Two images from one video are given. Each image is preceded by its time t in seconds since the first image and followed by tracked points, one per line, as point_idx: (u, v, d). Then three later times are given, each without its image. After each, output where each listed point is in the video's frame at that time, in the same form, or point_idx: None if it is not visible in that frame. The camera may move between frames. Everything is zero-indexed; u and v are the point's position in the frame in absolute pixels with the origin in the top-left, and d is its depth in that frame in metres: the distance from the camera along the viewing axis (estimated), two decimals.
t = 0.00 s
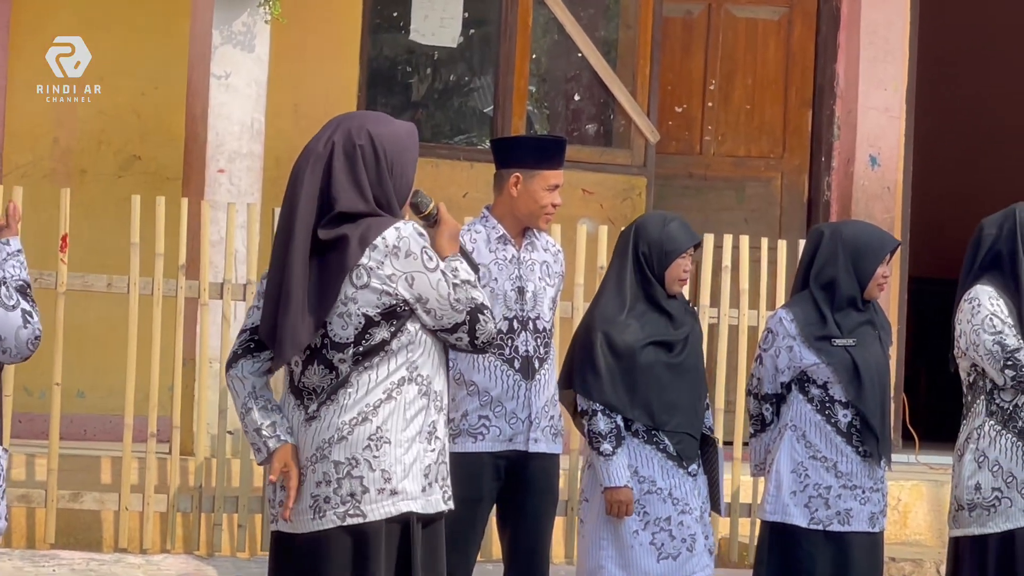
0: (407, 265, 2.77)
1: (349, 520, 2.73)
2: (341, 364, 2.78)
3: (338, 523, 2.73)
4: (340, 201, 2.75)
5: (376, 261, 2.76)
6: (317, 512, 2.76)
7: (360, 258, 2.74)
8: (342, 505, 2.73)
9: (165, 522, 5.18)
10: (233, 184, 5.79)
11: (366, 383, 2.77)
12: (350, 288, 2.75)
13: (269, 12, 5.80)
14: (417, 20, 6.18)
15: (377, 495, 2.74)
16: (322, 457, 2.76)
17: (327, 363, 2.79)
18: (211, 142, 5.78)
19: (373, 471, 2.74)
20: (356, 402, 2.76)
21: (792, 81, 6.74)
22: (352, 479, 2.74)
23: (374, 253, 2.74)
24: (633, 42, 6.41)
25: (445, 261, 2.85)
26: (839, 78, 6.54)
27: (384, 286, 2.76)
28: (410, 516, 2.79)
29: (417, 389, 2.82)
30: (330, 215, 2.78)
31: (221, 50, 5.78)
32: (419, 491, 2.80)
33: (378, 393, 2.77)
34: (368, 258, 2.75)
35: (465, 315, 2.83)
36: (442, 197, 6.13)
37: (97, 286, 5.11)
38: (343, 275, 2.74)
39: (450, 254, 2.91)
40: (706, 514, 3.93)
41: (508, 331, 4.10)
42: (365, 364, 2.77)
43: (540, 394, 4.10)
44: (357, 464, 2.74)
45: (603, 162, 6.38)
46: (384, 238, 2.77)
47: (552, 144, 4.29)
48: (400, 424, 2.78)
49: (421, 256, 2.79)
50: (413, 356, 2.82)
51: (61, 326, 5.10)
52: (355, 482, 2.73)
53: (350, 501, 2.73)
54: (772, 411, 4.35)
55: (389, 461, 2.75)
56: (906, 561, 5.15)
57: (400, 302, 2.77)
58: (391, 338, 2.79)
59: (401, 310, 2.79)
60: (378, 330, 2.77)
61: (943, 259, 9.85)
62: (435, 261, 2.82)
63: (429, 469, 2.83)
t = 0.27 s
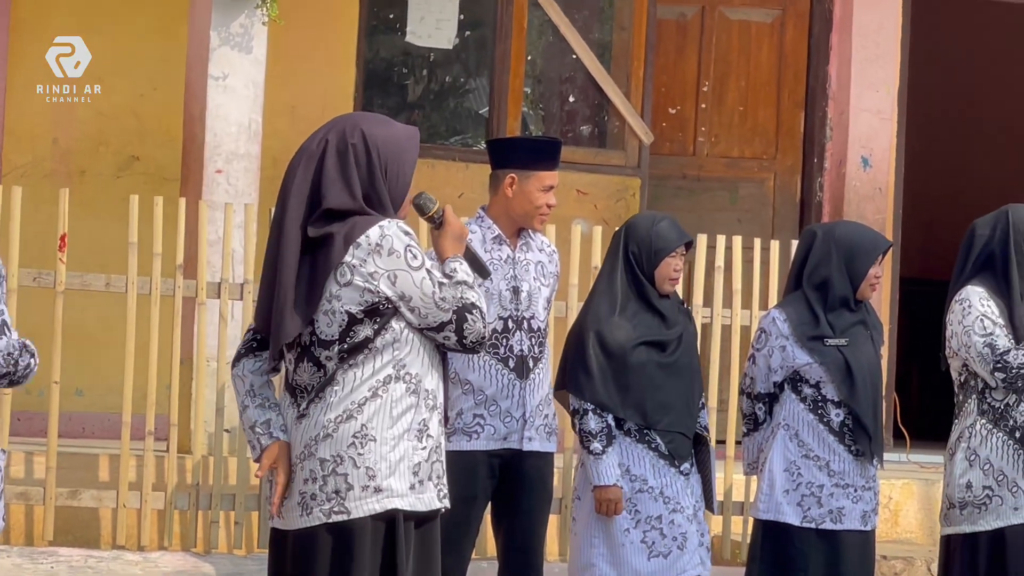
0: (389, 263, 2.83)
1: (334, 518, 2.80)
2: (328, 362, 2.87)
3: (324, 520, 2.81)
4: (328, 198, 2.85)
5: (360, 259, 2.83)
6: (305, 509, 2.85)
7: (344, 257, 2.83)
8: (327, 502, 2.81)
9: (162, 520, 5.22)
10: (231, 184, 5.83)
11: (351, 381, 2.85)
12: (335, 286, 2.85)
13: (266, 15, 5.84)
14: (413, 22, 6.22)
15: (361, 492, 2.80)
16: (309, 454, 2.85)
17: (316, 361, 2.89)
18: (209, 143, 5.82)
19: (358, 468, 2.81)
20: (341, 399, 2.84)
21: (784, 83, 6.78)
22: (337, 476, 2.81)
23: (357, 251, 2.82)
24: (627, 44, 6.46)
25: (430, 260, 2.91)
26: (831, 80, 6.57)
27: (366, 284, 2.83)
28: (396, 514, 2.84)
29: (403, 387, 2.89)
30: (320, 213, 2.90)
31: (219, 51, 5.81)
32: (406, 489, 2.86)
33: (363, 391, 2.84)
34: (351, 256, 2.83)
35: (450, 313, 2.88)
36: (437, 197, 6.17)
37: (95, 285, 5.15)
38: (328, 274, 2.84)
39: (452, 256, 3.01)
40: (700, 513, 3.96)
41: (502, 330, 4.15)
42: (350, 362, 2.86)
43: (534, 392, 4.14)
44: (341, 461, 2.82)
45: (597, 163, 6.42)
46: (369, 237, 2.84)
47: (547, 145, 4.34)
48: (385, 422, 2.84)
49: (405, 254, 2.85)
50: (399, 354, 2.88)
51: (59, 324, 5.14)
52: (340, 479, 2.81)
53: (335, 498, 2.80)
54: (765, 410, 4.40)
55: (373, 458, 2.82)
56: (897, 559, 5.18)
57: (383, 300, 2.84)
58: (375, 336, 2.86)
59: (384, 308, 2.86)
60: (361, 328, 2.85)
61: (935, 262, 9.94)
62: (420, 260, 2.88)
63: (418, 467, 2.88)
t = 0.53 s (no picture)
0: (385, 262, 3.01)
1: (334, 509, 3.00)
2: (329, 359, 3.08)
3: (325, 512, 3.01)
4: (330, 199, 3.04)
5: (359, 259, 3.02)
6: (308, 501, 3.06)
7: (343, 256, 3.02)
8: (328, 494, 3.01)
9: (173, 512, 5.39)
10: (239, 188, 5.80)
11: (351, 377, 3.05)
12: (335, 284, 3.04)
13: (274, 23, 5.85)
14: (416, 31, 6.40)
15: (359, 485, 3.00)
16: (311, 448, 3.06)
17: (319, 359, 3.10)
18: (217, 147, 5.80)
19: (357, 461, 3.01)
20: (341, 395, 3.04)
21: (775, 90, 6.96)
22: (337, 469, 3.02)
23: (355, 251, 3.01)
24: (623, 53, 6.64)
25: (427, 260, 3.09)
26: (820, 88, 6.76)
27: (364, 283, 3.02)
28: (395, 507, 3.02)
29: (402, 383, 3.07)
30: (323, 214, 3.09)
31: (229, 59, 5.81)
32: (404, 482, 3.04)
33: (362, 387, 3.04)
34: (350, 256, 3.02)
35: (447, 311, 3.06)
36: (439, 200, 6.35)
37: (108, 285, 5.33)
38: (328, 273, 3.04)
39: (455, 257, 3.20)
40: (695, 505, 4.14)
41: (501, 328, 4.33)
42: (349, 359, 3.05)
43: (532, 389, 4.32)
44: (341, 455, 3.02)
45: (593, 167, 6.61)
46: (367, 238, 3.03)
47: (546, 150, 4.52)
48: (384, 417, 3.03)
49: (402, 254, 3.03)
50: (397, 351, 3.07)
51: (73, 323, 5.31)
52: (339, 473, 3.01)
53: (335, 491, 3.01)
54: (756, 406, 4.58)
55: (371, 451, 3.01)
56: (883, 550, 5.36)
57: (380, 299, 3.03)
58: (373, 333, 3.05)
59: (382, 306, 3.04)
60: (360, 326, 3.05)
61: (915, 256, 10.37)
62: (417, 260, 3.06)
63: (417, 460, 3.06)
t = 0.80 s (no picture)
0: (396, 264, 3.24)
1: (344, 501, 3.23)
2: (341, 356, 3.30)
3: (336, 504, 3.24)
4: (345, 197, 3.28)
5: (370, 261, 3.25)
6: (319, 493, 3.29)
7: (355, 258, 3.24)
8: (338, 487, 3.24)
9: (187, 504, 5.60)
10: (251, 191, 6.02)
11: (362, 374, 3.27)
12: (347, 286, 3.27)
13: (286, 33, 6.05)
14: (421, 41, 6.62)
15: (368, 478, 3.22)
16: (322, 443, 3.29)
17: (331, 356, 3.33)
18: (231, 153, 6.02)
19: (366, 455, 3.23)
20: (352, 391, 3.27)
21: (767, 98, 7.16)
22: (348, 463, 3.24)
23: (367, 253, 3.24)
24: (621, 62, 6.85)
25: (435, 264, 3.31)
26: (810, 96, 6.99)
27: (375, 285, 3.25)
28: (402, 500, 3.24)
29: (411, 381, 3.30)
30: (338, 212, 3.32)
31: (241, 67, 6.03)
32: (412, 476, 3.26)
33: (372, 384, 3.26)
34: (362, 258, 3.25)
35: (454, 313, 3.29)
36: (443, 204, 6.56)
37: (126, 285, 5.54)
38: (341, 273, 3.27)
39: (461, 261, 3.41)
40: (698, 497, 4.34)
41: (503, 327, 4.54)
42: (360, 357, 3.28)
43: (533, 385, 4.54)
44: (351, 449, 3.24)
45: (592, 171, 6.82)
46: (379, 241, 3.25)
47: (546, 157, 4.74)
48: (393, 412, 3.26)
49: (412, 258, 3.25)
50: (406, 350, 3.29)
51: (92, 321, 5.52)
52: (349, 466, 3.23)
53: (345, 483, 3.23)
54: (749, 402, 4.79)
55: (381, 446, 3.23)
56: (870, 541, 5.56)
57: (390, 299, 3.25)
58: (383, 333, 3.28)
59: (392, 307, 3.26)
60: (370, 325, 3.27)
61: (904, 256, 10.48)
62: (426, 264, 3.28)
63: (424, 455, 3.28)
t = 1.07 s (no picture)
0: (408, 267, 3.40)
1: (354, 496, 3.39)
2: (353, 355, 3.47)
3: (346, 498, 3.40)
4: (359, 200, 3.44)
5: (383, 263, 3.41)
6: (330, 487, 3.45)
7: (369, 260, 3.40)
8: (349, 482, 3.40)
9: (199, 498, 5.77)
10: (262, 195, 6.12)
11: (374, 373, 3.44)
12: (360, 286, 3.43)
13: (296, 41, 6.18)
14: (427, 48, 6.78)
15: (379, 474, 3.38)
16: (335, 439, 3.45)
17: (343, 355, 3.49)
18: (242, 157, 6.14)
19: (378, 452, 3.39)
20: (364, 389, 3.43)
21: (762, 105, 7.33)
22: (359, 459, 3.40)
23: (381, 256, 3.40)
24: (621, 70, 7.02)
25: (445, 268, 3.49)
26: (806, 103, 7.10)
27: (388, 287, 3.41)
28: (411, 495, 3.42)
29: (420, 380, 3.47)
30: (352, 214, 3.48)
31: (252, 74, 6.15)
32: (421, 472, 3.44)
33: (384, 382, 3.43)
34: (376, 260, 3.41)
35: (463, 316, 3.47)
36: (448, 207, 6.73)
37: (141, 285, 5.71)
38: (354, 274, 3.44)
39: (467, 265, 3.58)
40: (708, 491, 4.56)
41: (507, 327, 4.71)
42: (372, 356, 3.45)
43: (535, 383, 4.71)
44: (363, 445, 3.40)
45: (593, 175, 6.99)
46: (392, 244, 3.42)
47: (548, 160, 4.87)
48: (403, 411, 3.43)
49: (424, 261, 3.42)
50: (417, 350, 3.47)
51: (108, 321, 5.69)
52: (361, 462, 3.39)
53: (356, 478, 3.39)
54: (747, 400, 4.94)
55: (391, 443, 3.40)
56: (863, 535, 5.72)
57: (402, 301, 3.42)
58: (394, 333, 3.45)
59: (404, 308, 3.43)
60: (382, 325, 3.44)
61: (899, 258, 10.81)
62: (437, 268, 3.46)
63: (432, 453, 3.47)
